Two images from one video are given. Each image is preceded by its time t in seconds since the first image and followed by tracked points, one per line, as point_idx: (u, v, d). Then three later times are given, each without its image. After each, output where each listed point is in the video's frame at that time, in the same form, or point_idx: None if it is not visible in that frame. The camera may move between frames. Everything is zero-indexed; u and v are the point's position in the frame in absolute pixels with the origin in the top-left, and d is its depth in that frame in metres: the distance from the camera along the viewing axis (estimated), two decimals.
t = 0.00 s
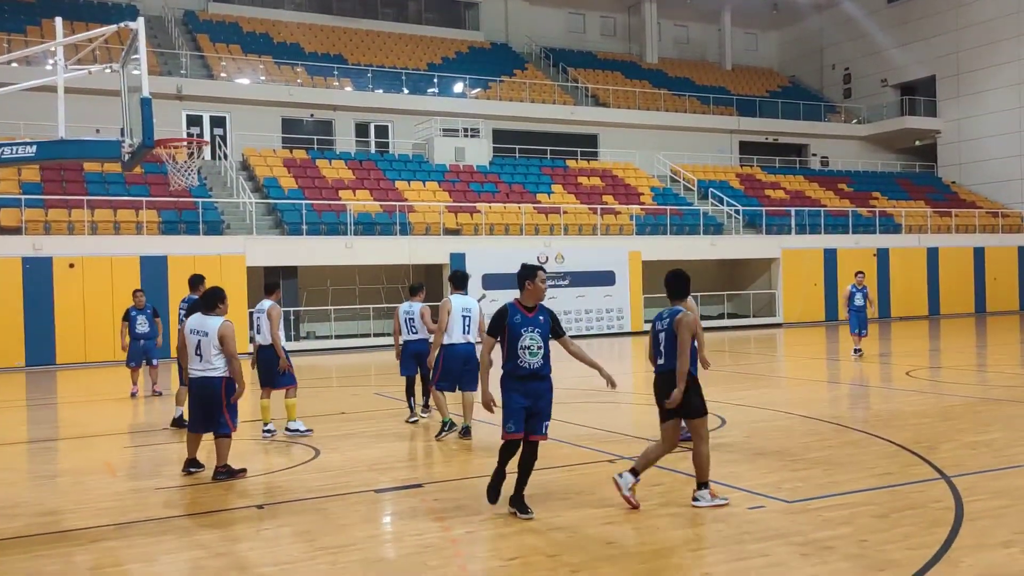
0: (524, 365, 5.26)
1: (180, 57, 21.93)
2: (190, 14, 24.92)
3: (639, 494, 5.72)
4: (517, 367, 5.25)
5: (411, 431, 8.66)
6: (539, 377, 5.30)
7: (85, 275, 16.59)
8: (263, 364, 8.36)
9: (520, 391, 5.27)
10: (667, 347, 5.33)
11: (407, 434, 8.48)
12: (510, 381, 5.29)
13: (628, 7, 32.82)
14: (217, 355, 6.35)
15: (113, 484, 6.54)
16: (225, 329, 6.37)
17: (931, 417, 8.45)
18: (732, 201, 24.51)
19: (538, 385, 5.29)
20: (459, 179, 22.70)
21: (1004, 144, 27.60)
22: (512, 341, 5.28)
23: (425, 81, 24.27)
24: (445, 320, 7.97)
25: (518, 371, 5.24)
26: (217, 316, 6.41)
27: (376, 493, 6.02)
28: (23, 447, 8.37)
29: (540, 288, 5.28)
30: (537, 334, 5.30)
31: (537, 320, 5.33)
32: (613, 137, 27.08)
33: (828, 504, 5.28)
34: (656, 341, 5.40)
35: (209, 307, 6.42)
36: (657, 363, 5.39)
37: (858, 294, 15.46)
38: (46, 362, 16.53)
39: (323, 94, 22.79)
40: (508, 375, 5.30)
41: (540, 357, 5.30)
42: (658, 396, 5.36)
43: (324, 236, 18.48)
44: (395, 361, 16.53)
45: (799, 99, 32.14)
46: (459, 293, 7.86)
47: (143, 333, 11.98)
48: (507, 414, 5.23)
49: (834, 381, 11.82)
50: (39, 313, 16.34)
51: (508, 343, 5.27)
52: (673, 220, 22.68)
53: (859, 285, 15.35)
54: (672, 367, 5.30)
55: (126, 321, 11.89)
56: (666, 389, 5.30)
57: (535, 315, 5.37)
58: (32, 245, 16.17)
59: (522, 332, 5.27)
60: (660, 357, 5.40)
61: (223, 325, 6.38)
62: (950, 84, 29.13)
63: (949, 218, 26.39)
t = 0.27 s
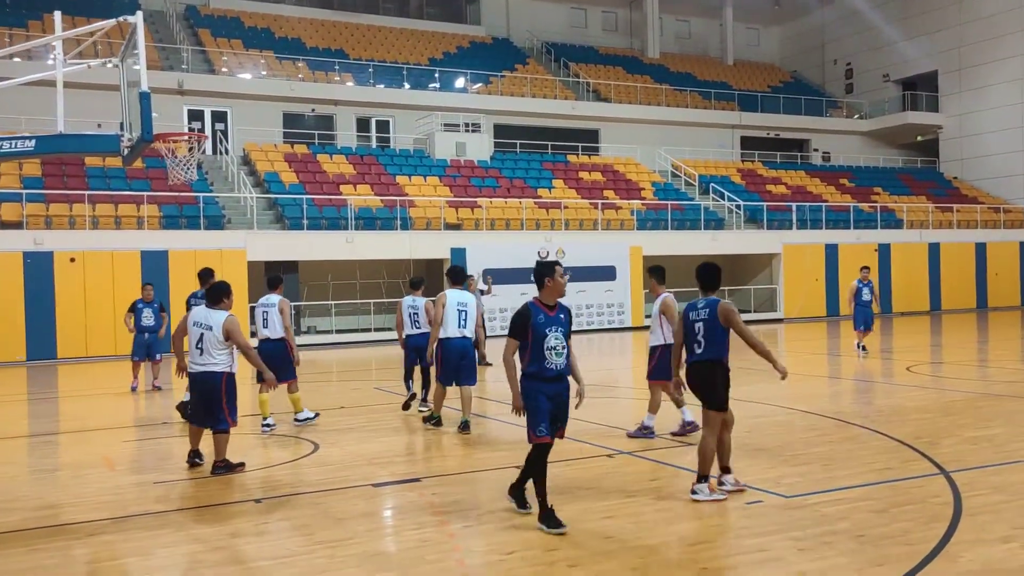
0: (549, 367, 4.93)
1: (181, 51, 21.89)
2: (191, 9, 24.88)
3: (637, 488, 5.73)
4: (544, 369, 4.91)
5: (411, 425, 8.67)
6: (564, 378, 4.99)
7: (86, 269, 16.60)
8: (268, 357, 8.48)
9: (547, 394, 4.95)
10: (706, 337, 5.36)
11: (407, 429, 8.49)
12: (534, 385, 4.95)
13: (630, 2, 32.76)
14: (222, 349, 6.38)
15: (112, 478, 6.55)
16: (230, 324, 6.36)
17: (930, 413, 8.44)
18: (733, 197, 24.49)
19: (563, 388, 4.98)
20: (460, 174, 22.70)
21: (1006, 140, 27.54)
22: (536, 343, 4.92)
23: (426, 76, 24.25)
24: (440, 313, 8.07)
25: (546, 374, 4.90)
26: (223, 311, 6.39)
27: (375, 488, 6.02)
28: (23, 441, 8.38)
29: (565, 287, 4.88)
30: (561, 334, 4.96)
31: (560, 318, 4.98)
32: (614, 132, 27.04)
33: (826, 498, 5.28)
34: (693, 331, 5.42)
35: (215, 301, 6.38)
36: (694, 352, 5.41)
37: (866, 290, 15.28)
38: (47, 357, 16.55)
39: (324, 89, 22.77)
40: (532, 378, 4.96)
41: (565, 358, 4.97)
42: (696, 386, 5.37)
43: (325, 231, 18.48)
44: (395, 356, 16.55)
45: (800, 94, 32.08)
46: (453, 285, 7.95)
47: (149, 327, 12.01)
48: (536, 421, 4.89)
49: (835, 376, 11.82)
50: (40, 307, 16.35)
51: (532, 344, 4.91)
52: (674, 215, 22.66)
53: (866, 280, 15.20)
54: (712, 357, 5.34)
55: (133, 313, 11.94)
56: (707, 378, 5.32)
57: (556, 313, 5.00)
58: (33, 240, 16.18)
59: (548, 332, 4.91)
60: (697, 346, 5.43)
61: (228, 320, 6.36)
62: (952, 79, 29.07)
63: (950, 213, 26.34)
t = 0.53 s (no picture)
0: (585, 361, 4.82)
1: (182, 48, 21.84)
2: (191, 6, 24.84)
3: (638, 485, 5.72)
4: (582, 363, 4.79)
5: (412, 422, 8.68)
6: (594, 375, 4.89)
7: (87, 266, 16.61)
8: (276, 354, 8.52)
9: (580, 391, 4.82)
10: (740, 331, 5.43)
11: (407, 426, 8.49)
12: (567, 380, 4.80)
13: None
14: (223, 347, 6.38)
15: (113, 475, 6.55)
16: (230, 322, 6.36)
17: (931, 409, 8.44)
18: (735, 193, 24.47)
19: (594, 385, 4.88)
20: (461, 170, 22.68)
21: (1009, 135, 27.50)
22: (576, 335, 4.79)
23: (427, 73, 24.22)
24: (429, 313, 8.12)
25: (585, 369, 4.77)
26: (224, 308, 6.39)
27: (374, 484, 6.02)
28: (24, 438, 8.39)
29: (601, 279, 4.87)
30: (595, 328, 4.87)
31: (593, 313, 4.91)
32: (615, 128, 26.99)
33: (826, 495, 5.28)
34: (725, 324, 5.47)
35: (214, 298, 6.39)
36: (727, 344, 5.47)
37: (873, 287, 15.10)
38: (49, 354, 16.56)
39: (325, 86, 22.76)
40: (567, 372, 4.81)
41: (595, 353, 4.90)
42: (728, 378, 5.45)
43: (325, 228, 18.47)
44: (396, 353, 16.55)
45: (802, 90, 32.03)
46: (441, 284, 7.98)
47: (153, 324, 12.01)
48: (573, 417, 4.77)
49: (836, 373, 11.82)
50: (41, 304, 16.36)
51: (574, 335, 4.77)
52: (675, 211, 22.62)
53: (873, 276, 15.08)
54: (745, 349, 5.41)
55: (137, 309, 11.94)
56: (740, 370, 5.40)
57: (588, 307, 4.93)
58: (33, 237, 16.18)
59: (586, 326, 4.81)
60: (729, 339, 5.48)
61: (228, 318, 6.36)
62: (954, 75, 29.02)
63: (953, 209, 26.29)
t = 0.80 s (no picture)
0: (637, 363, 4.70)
1: (181, 46, 21.80)
2: (190, 4, 24.81)
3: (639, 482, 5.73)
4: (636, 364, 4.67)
5: (413, 419, 8.68)
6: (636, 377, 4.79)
7: (89, 264, 16.62)
8: (287, 348, 8.56)
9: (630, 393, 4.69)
10: (763, 326, 5.59)
11: (408, 423, 8.50)
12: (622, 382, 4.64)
13: None
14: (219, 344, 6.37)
15: (114, 473, 6.56)
16: (222, 318, 6.32)
17: (931, 405, 8.44)
18: (735, 189, 24.45)
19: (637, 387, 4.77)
20: (461, 168, 22.66)
21: (1009, 131, 27.49)
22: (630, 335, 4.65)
23: (427, 70, 24.19)
24: (420, 310, 8.18)
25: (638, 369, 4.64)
26: (216, 304, 6.37)
27: (376, 482, 6.03)
28: (26, 436, 8.40)
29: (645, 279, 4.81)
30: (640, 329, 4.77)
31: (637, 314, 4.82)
32: (615, 125, 26.97)
33: (827, 491, 5.28)
34: (749, 319, 5.60)
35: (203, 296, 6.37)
36: (752, 339, 5.60)
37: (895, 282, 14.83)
38: (50, 352, 16.58)
39: (325, 83, 22.75)
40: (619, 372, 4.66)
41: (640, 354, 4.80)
42: (750, 371, 5.60)
43: (325, 226, 18.46)
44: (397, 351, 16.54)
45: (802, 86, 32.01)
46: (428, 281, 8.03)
47: (155, 322, 12.03)
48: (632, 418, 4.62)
49: (836, 369, 11.83)
50: (42, 302, 16.37)
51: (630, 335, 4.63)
52: (675, 208, 22.59)
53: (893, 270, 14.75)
54: (767, 344, 5.58)
55: (139, 307, 11.95)
56: (764, 364, 5.57)
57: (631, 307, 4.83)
58: (34, 235, 16.19)
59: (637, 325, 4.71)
60: (753, 334, 5.61)
61: (220, 314, 6.32)
62: (955, 71, 29.00)
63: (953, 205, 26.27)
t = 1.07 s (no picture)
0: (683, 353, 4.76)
1: (177, 44, 21.73)
2: (186, 2, 24.75)
3: (639, 479, 5.73)
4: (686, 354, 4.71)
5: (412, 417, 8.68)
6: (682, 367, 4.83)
7: (85, 263, 16.58)
8: (288, 346, 8.54)
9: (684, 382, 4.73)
10: (781, 322, 5.73)
11: (407, 421, 8.50)
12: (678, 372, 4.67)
13: None
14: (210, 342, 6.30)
15: (114, 472, 6.55)
16: (213, 315, 6.28)
17: (929, 401, 8.47)
18: (731, 186, 24.49)
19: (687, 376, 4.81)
20: (457, 166, 22.65)
21: (1005, 127, 27.56)
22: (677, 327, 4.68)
23: (423, 68, 24.16)
24: (411, 309, 8.22)
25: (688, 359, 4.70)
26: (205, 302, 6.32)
27: (375, 480, 6.03)
28: (24, 435, 8.38)
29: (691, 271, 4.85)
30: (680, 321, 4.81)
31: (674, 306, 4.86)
32: (611, 123, 26.98)
33: (827, 488, 5.29)
34: (767, 316, 5.76)
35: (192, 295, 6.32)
36: (769, 335, 5.76)
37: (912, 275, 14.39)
38: (46, 351, 16.54)
39: (321, 82, 22.73)
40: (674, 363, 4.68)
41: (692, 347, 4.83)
42: (768, 366, 5.80)
43: (321, 224, 18.44)
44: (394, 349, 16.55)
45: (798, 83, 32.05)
46: (420, 280, 8.08)
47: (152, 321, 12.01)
48: (696, 404, 4.66)
49: (834, 366, 11.86)
50: (39, 301, 16.32)
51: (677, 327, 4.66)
52: (672, 205, 22.60)
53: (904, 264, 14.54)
54: (784, 339, 5.75)
55: (136, 307, 11.92)
56: (782, 359, 5.74)
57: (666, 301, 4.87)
58: (31, 234, 16.15)
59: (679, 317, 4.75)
60: (770, 330, 5.77)
61: (211, 311, 6.28)
62: (950, 68, 29.07)
63: (949, 201, 26.33)
